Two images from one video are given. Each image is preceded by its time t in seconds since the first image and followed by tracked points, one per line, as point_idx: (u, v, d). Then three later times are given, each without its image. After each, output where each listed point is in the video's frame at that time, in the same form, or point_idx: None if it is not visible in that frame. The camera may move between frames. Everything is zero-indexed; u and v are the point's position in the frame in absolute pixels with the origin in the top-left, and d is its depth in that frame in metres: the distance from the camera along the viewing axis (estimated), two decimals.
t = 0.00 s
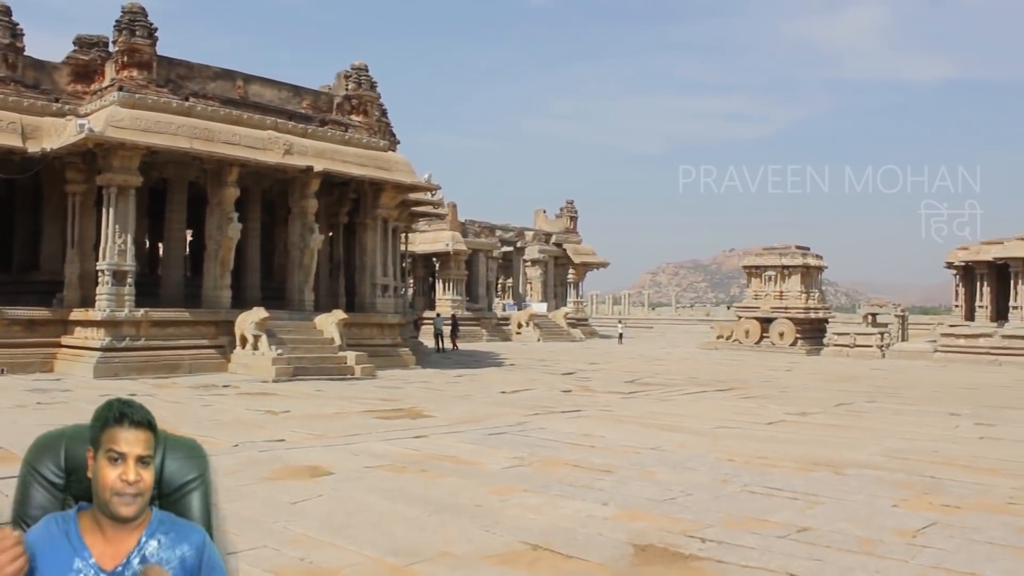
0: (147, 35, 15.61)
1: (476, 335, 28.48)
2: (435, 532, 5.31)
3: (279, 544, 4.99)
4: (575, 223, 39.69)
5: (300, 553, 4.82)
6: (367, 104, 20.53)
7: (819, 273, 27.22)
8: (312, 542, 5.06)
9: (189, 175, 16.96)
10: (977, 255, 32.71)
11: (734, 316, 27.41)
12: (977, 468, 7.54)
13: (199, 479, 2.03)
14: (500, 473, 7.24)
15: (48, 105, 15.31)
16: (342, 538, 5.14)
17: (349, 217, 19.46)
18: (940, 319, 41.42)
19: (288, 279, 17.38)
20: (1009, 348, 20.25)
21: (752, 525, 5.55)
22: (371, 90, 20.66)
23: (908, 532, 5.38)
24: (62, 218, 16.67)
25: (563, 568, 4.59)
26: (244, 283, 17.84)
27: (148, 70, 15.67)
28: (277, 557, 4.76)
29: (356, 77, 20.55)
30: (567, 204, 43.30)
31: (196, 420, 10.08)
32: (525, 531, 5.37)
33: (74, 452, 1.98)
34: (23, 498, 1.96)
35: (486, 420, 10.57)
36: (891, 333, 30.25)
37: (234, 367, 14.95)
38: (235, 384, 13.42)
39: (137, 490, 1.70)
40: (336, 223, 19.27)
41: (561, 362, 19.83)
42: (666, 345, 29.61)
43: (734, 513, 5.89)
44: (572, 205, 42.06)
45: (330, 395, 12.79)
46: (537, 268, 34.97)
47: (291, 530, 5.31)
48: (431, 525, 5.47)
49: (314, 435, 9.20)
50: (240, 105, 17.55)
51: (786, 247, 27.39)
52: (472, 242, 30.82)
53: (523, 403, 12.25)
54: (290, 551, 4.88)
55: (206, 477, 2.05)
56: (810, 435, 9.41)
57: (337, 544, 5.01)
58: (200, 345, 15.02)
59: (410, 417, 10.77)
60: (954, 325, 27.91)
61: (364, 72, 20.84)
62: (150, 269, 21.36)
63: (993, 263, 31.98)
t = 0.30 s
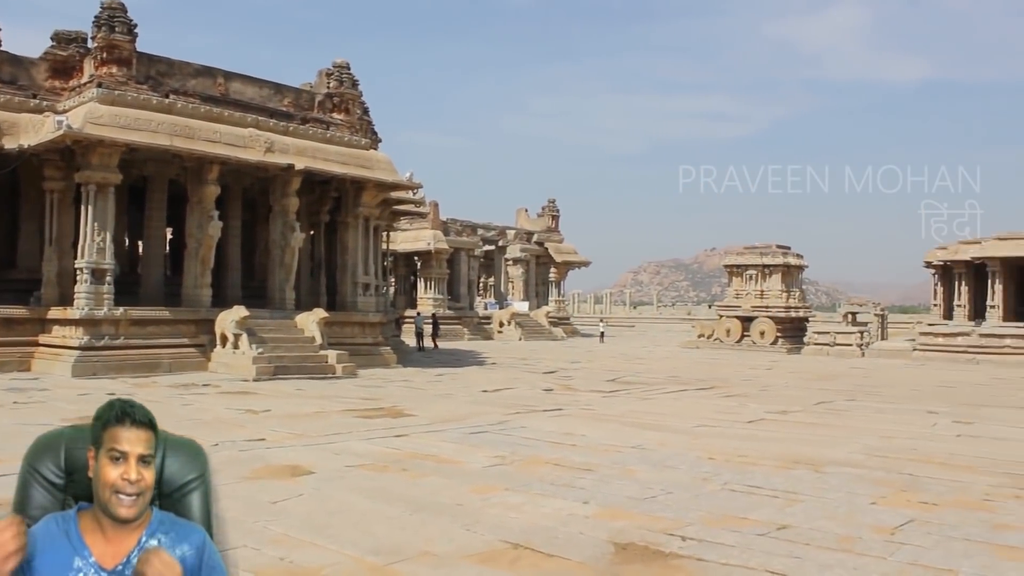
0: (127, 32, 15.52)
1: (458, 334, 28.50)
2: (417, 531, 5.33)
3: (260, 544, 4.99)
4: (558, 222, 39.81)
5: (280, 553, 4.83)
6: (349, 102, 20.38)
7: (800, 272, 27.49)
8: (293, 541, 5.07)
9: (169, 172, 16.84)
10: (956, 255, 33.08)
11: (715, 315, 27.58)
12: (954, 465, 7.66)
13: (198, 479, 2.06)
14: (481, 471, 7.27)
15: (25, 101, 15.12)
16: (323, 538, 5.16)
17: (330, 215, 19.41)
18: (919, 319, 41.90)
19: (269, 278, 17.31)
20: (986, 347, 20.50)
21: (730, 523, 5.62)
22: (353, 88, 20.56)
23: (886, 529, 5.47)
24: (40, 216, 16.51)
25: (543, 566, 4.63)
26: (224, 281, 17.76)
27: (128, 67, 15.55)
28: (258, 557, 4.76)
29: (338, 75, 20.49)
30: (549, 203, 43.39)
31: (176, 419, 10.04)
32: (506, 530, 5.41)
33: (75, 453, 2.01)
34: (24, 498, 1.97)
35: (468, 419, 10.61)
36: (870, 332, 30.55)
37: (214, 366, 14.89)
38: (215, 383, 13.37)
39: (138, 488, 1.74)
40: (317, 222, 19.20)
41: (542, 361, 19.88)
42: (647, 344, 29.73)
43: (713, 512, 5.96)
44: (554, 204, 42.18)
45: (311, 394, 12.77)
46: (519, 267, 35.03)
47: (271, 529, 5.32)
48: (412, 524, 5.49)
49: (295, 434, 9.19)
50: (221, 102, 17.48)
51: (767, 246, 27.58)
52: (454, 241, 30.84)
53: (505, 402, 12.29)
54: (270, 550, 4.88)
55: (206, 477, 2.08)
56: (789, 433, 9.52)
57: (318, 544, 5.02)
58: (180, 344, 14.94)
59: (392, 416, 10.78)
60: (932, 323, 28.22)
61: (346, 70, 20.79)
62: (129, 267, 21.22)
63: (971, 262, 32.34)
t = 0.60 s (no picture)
0: (92, 25, 15.23)
1: (427, 332, 28.46)
2: (385, 530, 5.35)
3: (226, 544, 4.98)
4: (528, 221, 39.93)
5: (247, 553, 4.82)
6: (319, 99, 20.30)
7: (768, 272, 27.90)
8: (261, 541, 5.06)
9: (136, 168, 16.61)
10: (921, 256, 33.62)
11: (684, 314, 27.82)
12: (918, 463, 7.82)
13: (199, 479, 2.07)
14: (450, 470, 7.30)
15: None
16: (290, 537, 5.15)
17: (299, 212, 19.30)
18: (886, 318, 42.55)
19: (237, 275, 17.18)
20: (950, 346, 20.87)
21: (698, 521, 5.70)
22: (324, 85, 20.48)
23: (851, 526, 5.58)
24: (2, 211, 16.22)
25: (511, 565, 4.67)
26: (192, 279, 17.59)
27: (94, 61, 15.36)
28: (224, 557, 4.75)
29: (309, 71, 20.37)
30: (519, 202, 43.47)
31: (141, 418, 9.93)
32: (475, 529, 5.44)
33: (73, 452, 2.01)
34: (24, 498, 1.98)
35: (437, 417, 10.62)
36: (836, 331, 30.96)
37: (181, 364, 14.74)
38: (181, 382, 13.25)
39: (136, 489, 1.76)
40: (286, 219, 19.09)
41: (512, 360, 19.93)
42: (617, 343, 29.90)
43: (681, 510, 6.04)
44: (525, 203, 42.30)
45: (279, 392, 12.70)
46: (489, 265, 35.07)
47: (238, 529, 5.30)
48: (380, 523, 5.50)
49: (263, 432, 9.15)
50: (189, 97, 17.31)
51: (735, 246, 27.86)
52: (424, 239, 30.82)
53: (474, 401, 12.32)
54: (237, 550, 4.87)
55: (206, 477, 2.10)
56: (756, 432, 9.65)
57: (286, 544, 5.02)
58: (147, 342, 14.77)
59: (361, 414, 10.76)
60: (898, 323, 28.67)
61: (316, 66, 20.70)
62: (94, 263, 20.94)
63: (936, 263, 32.90)
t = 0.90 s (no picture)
0: (57, 20, 15.06)
1: (399, 331, 28.46)
2: (355, 529, 5.42)
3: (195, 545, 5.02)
4: (500, 220, 40.04)
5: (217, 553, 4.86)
6: (289, 98, 20.25)
7: (740, 270, 28.56)
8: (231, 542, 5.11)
9: (103, 166, 16.45)
10: (889, 254, 34.16)
11: (655, 312, 28.07)
12: (886, 459, 8.02)
13: (198, 479, 2.15)
14: (422, 469, 7.38)
15: None
16: (260, 538, 5.20)
17: (269, 212, 19.24)
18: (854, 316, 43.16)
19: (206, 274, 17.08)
20: (917, 344, 21.25)
21: (668, 518, 5.83)
22: (294, 83, 20.44)
23: (819, 521, 5.74)
24: None
25: (482, 564, 4.76)
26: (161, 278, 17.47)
27: (59, 57, 15.18)
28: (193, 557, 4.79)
29: (278, 69, 20.31)
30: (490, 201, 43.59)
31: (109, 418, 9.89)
32: (445, 528, 5.52)
33: (72, 453, 2.09)
34: (26, 498, 2.05)
35: (408, 417, 10.69)
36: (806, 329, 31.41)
37: (150, 365, 14.64)
38: (150, 382, 13.18)
39: (130, 493, 1.81)
40: (256, 218, 19.03)
41: (484, 359, 20.02)
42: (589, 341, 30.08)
43: (651, 507, 6.17)
44: (496, 202, 42.44)
45: (249, 392, 12.68)
46: (461, 264, 35.15)
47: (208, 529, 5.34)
48: (350, 523, 5.57)
49: (233, 433, 9.16)
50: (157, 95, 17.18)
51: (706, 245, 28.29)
52: (396, 238, 30.83)
53: (445, 400, 12.39)
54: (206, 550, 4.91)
55: (206, 477, 2.18)
56: (725, 429, 9.83)
57: (255, 544, 5.07)
58: (115, 343, 14.66)
59: (331, 414, 10.79)
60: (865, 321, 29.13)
61: (286, 65, 20.66)
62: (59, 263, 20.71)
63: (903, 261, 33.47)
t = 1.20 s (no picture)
0: (20, 19, 14.91)
1: (373, 332, 28.44)
2: (330, 531, 5.51)
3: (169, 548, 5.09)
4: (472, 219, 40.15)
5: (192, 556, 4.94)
6: (258, 98, 20.21)
7: (713, 266, 29.21)
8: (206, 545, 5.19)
9: (70, 168, 16.31)
10: (859, 249, 34.66)
11: (628, 309, 28.30)
12: (857, 451, 8.25)
13: (198, 479, 2.26)
14: (396, 469, 7.49)
15: None
16: (235, 540, 5.28)
17: (240, 212, 19.19)
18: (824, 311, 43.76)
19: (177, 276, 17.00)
20: (887, 337, 21.66)
21: (644, 514, 5.99)
22: (263, 83, 20.40)
23: (793, 515, 5.93)
24: None
25: (457, 563, 4.88)
26: (131, 280, 17.37)
27: (23, 57, 15.04)
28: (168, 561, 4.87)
29: (247, 69, 20.28)
30: (462, 200, 43.70)
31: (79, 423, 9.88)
32: (419, 527, 5.64)
33: (71, 453, 2.19)
34: (27, 498, 2.16)
35: (381, 417, 10.77)
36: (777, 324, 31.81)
37: (120, 368, 14.58)
38: (121, 386, 13.13)
39: (127, 491, 1.91)
40: (227, 219, 18.97)
41: (457, 358, 20.12)
42: (563, 339, 30.26)
43: (627, 503, 6.32)
44: (468, 201, 42.57)
45: (221, 395, 12.69)
46: (434, 264, 35.24)
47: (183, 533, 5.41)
48: (324, 524, 5.67)
49: (205, 436, 9.19)
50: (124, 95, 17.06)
51: (679, 242, 28.80)
52: (368, 238, 30.83)
53: (419, 399, 12.49)
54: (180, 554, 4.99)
55: (206, 477, 2.29)
56: (696, 425, 10.02)
57: (230, 547, 5.15)
58: (84, 347, 14.59)
59: (305, 415, 10.85)
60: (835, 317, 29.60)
61: (256, 64, 20.64)
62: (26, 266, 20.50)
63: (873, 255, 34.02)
